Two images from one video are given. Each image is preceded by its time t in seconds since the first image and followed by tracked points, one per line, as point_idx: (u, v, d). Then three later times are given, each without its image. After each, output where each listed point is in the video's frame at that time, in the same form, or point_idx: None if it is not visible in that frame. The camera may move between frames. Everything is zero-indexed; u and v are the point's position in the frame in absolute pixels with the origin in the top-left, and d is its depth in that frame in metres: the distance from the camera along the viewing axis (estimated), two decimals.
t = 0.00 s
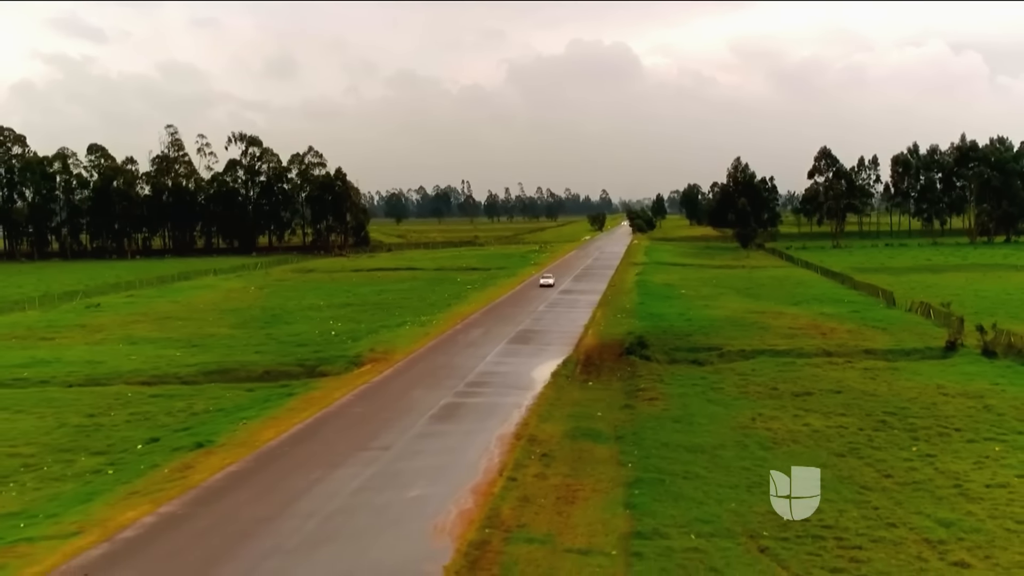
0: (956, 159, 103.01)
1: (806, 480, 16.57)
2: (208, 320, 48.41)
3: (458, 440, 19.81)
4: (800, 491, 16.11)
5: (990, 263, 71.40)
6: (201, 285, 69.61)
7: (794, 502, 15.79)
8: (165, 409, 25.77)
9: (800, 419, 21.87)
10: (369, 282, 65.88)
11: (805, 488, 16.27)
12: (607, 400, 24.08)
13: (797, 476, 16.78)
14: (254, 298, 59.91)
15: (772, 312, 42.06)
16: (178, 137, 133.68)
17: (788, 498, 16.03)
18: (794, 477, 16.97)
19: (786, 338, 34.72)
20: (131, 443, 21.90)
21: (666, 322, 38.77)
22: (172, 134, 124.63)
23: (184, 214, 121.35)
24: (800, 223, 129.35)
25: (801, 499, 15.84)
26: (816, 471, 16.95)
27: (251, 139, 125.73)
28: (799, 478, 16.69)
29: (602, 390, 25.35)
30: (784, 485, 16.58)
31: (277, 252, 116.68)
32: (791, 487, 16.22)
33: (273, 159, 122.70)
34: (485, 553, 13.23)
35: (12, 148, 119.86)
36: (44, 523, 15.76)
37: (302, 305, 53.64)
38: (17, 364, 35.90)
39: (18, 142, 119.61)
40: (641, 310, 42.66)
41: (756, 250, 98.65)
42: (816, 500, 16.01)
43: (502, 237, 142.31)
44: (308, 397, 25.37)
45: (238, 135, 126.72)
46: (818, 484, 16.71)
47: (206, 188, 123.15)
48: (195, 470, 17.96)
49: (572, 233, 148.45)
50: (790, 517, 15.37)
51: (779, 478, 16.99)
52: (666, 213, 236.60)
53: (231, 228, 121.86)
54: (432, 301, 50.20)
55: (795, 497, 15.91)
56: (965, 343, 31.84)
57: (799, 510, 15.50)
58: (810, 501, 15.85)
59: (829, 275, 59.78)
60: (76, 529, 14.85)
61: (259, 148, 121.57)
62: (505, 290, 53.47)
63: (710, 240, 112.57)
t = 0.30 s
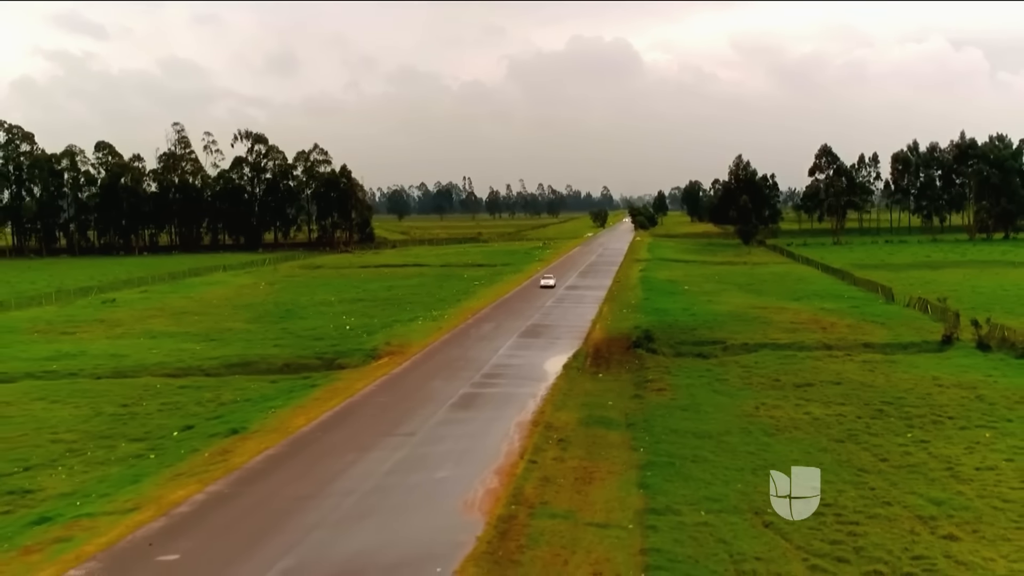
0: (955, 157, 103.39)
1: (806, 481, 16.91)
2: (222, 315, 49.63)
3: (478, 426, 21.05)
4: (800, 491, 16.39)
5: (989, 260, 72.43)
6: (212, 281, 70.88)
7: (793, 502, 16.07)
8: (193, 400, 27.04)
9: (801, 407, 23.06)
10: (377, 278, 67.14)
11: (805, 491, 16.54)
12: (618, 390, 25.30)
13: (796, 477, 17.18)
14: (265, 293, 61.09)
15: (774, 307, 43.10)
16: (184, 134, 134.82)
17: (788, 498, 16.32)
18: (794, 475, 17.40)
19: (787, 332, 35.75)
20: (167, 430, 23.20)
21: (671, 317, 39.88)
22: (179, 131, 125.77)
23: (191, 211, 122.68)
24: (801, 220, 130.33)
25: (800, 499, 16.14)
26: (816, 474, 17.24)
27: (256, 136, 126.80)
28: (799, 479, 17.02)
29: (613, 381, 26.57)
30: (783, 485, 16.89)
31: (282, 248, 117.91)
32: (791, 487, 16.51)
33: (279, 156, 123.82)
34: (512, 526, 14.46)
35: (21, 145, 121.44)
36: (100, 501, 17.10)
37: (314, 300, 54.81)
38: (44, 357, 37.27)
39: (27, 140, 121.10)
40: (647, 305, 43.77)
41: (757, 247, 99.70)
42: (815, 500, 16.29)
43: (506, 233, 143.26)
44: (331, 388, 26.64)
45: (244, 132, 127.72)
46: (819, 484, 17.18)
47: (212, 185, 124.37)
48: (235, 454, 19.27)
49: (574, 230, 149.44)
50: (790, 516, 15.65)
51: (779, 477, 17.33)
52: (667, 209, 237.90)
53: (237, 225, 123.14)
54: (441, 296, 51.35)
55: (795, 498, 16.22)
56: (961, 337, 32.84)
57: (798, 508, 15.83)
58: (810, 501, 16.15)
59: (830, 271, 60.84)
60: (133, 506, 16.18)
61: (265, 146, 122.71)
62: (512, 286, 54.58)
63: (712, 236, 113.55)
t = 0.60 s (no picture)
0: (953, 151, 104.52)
1: (806, 483, 17.07)
2: (235, 307, 50.91)
3: (492, 412, 22.25)
4: (800, 492, 16.54)
5: (986, 252, 73.41)
6: (222, 274, 72.23)
7: (793, 502, 16.17)
8: (215, 389, 28.24)
9: (798, 395, 24.29)
10: (384, 271, 68.45)
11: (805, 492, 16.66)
12: (622, 379, 26.52)
13: (796, 479, 17.31)
14: (275, 286, 62.42)
15: (773, 300, 44.14)
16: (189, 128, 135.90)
17: (788, 498, 16.41)
18: (795, 477, 17.51)
19: (785, 324, 36.81)
20: (194, 417, 24.41)
21: (673, 309, 41.00)
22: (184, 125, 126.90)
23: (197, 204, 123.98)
24: (801, 212, 131.28)
25: (800, 499, 16.26)
26: (817, 477, 17.42)
27: (261, 130, 127.84)
28: (799, 481, 17.17)
29: (617, 370, 27.85)
30: (783, 486, 17.02)
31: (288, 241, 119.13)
32: (791, 488, 16.65)
33: (284, 149, 124.90)
34: (528, 501, 15.65)
35: (28, 139, 122.92)
36: (140, 480, 18.35)
37: (323, 293, 56.08)
38: (66, 348, 38.63)
39: (34, 133, 122.49)
40: (649, 298, 44.90)
41: (758, 240, 100.85)
42: (815, 500, 16.41)
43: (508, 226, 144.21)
44: (349, 376, 27.90)
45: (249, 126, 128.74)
46: (819, 485, 17.33)
47: (217, 178, 125.55)
48: (264, 438, 20.53)
49: (576, 223, 150.55)
50: (791, 515, 15.74)
51: (779, 477, 17.46)
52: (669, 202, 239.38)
53: (242, 218, 124.43)
54: (448, 289, 52.57)
55: (795, 498, 16.32)
56: (954, 329, 33.53)
57: (798, 508, 15.94)
58: (810, 501, 16.25)
59: (829, 264, 61.96)
60: (175, 484, 17.46)
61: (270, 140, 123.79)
62: (517, 279, 55.76)
63: (713, 230, 114.64)
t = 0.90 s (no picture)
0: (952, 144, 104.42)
1: (805, 482, 17.19)
2: (243, 299, 52.10)
3: (497, 399, 23.38)
4: (800, 491, 16.66)
5: (981, 245, 74.12)
6: (228, 265, 73.49)
7: (793, 502, 16.33)
8: (229, 378, 29.38)
9: (789, 384, 25.36)
10: (387, 263, 69.66)
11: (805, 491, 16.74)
12: (620, 368, 27.63)
13: (795, 478, 17.42)
14: (281, 278, 63.62)
15: (769, 292, 45.03)
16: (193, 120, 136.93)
17: (788, 498, 16.57)
18: (795, 475, 17.61)
19: (780, 316, 37.67)
20: (211, 405, 25.55)
21: (671, 301, 41.99)
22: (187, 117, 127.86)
23: (200, 195, 125.13)
24: (800, 205, 132.06)
25: (800, 499, 16.39)
26: (816, 476, 17.54)
27: (264, 123, 128.73)
28: (798, 479, 17.30)
29: (615, 360, 28.96)
30: (782, 485, 17.12)
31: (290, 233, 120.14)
32: (791, 488, 16.77)
33: (287, 142, 125.81)
34: (531, 482, 16.74)
35: (33, 131, 124.30)
36: (166, 462, 19.59)
37: (329, 284, 57.23)
38: (82, 340, 39.91)
39: (39, 126, 123.85)
40: (648, 290, 45.90)
41: (757, 232, 101.78)
42: (815, 500, 16.54)
43: (510, 218, 145.06)
44: (358, 366, 29.03)
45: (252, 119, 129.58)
46: (818, 484, 17.44)
47: (221, 171, 126.60)
48: (280, 424, 21.67)
49: (578, 215, 151.35)
50: (790, 516, 15.90)
51: (779, 477, 17.59)
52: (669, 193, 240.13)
53: (245, 210, 125.57)
54: (451, 281, 53.63)
55: (795, 498, 16.45)
56: (943, 320, 34.28)
57: (798, 509, 16.07)
58: (810, 501, 16.39)
59: (825, 257, 62.80)
60: (200, 466, 18.70)
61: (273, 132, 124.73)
62: (518, 271, 56.80)
63: (712, 221, 115.53)
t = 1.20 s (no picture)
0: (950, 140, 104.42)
1: (806, 481, 16.98)
2: (250, 293, 53.15)
3: (501, 388, 24.41)
4: (800, 491, 16.46)
5: (978, 240, 74.64)
6: (234, 260, 74.64)
7: (794, 502, 16.12)
8: (241, 369, 30.35)
9: (781, 375, 26.32)
10: (391, 258, 70.67)
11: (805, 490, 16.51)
12: (620, 360, 28.61)
13: (795, 477, 17.20)
14: (287, 272, 64.68)
15: (766, 287, 45.74)
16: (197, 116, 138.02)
17: (788, 498, 16.37)
18: (795, 475, 17.36)
19: (776, 310, 38.43)
20: (226, 395, 26.58)
21: (671, 295, 42.85)
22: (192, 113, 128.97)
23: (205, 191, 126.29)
24: (800, 200, 132.70)
25: (801, 499, 16.18)
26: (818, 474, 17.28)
27: (268, 119, 129.66)
28: (799, 478, 17.10)
29: (614, 352, 29.92)
30: (783, 485, 16.93)
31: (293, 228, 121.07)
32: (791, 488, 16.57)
33: (291, 137, 126.69)
34: (534, 465, 17.75)
35: (39, 127, 125.94)
36: (187, 447, 20.66)
37: (334, 279, 58.26)
38: (96, 333, 41.14)
39: (45, 122, 125.38)
40: (648, 285, 46.72)
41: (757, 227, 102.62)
42: (816, 499, 16.33)
43: (512, 213, 145.87)
44: (366, 358, 30.03)
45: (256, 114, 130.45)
46: (820, 482, 17.22)
47: (225, 166, 127.67)
48: (294, 412, 22.71)
49: (580, 210, 152.02)
50: (792, 515, 15.67)
51: (780, 477, 17.36)
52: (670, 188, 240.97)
53: (249, 205, 126.67)
54: (454, 276, 54.57)
55: (796, 497, 16.25)
56: (935, 314, 35.03)
57: (799, 508, 15.87)
58: (811, 501, 16.18)
59: (824, 253, 63.52)
60: (220, 450, 19.82)
61: (277, 128, 125.62)
62: (520, 266, 57.68)
63: (713, 217, 116.25)
